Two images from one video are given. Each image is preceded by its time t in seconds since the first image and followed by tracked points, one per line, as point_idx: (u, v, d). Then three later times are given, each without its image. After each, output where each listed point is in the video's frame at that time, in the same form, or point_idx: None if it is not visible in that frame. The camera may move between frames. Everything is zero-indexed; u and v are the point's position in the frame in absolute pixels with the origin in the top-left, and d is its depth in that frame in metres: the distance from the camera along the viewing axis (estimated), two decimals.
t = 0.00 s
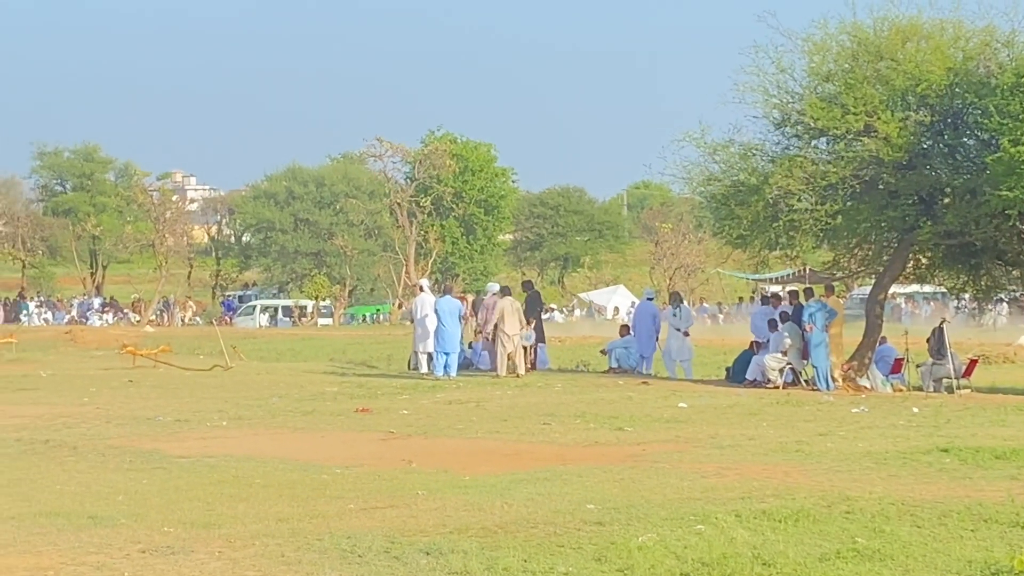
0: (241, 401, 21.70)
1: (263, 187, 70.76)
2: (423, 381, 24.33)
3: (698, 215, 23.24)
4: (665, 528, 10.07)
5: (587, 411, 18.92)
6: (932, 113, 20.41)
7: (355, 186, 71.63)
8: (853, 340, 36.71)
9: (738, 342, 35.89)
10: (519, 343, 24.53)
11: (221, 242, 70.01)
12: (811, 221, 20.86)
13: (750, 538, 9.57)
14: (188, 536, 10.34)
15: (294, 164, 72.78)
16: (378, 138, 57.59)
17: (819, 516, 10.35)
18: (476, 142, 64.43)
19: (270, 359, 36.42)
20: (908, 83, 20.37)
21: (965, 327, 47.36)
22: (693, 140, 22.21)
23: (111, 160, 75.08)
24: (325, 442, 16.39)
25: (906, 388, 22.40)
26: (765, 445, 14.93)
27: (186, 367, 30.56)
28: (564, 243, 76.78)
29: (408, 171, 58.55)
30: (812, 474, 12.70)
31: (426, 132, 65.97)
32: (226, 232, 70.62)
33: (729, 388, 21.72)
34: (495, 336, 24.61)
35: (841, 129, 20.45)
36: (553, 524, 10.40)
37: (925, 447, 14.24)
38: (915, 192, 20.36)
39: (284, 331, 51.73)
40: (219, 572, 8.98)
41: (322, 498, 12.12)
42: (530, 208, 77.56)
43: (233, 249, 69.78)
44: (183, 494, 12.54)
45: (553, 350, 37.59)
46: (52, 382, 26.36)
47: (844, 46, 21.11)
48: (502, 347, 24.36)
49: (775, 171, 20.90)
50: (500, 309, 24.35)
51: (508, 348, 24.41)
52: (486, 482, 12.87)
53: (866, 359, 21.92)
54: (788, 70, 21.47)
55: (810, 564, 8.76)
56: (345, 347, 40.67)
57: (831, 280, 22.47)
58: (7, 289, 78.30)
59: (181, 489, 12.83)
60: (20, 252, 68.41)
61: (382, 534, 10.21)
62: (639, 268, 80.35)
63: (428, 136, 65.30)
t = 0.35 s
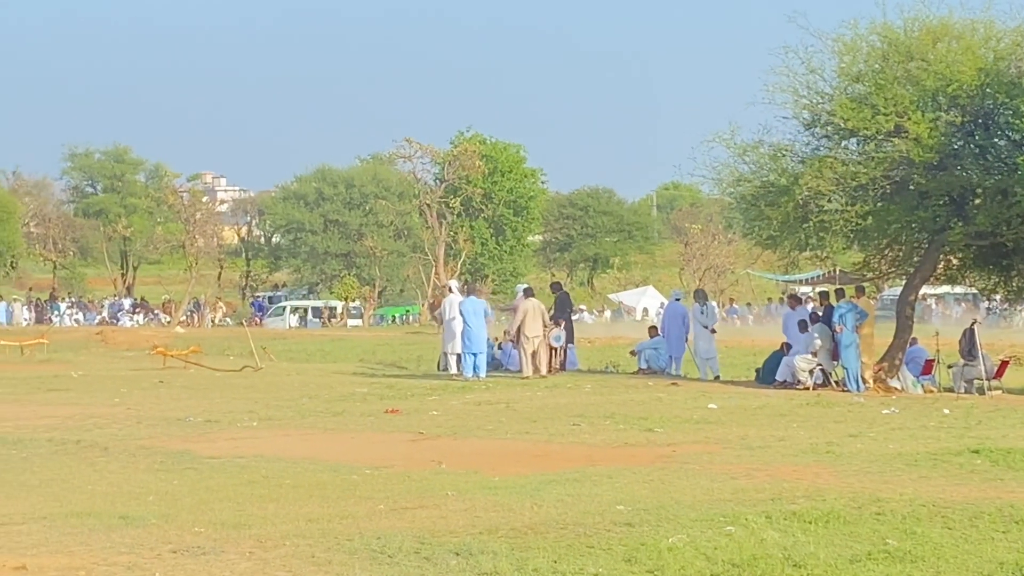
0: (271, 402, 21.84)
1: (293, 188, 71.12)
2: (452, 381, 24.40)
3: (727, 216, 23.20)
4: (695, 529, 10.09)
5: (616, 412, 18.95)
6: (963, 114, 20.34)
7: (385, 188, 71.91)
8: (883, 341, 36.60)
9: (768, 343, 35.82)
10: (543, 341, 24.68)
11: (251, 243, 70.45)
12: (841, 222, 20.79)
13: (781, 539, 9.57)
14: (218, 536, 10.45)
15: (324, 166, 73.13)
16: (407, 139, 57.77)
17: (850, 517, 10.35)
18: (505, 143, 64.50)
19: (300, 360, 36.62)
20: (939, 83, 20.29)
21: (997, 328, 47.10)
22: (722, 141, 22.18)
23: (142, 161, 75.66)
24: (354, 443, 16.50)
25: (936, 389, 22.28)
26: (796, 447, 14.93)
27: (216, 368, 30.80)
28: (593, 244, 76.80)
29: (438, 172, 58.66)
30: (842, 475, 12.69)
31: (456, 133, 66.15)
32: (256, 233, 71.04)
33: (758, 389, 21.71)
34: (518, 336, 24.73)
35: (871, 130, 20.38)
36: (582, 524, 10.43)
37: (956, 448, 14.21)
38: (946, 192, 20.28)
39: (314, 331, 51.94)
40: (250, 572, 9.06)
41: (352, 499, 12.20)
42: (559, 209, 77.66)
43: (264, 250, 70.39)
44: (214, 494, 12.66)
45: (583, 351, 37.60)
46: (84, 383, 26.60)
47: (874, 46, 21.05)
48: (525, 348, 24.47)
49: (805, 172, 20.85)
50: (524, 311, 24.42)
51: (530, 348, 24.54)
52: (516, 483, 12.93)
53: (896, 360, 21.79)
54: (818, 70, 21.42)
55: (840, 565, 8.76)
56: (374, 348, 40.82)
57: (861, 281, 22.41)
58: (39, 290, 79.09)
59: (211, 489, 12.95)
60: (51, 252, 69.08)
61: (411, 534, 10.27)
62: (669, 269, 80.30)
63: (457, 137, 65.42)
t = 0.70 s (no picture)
0: (301, 401, 21.94)
1: (322, 187, 71.40)
2: (481, 381, 24.46)
3: (757, 215, 23.16)
4: (725, 529, 10.10)
5: (646, 411, 18.96)
6: (994, 112, 20.25)
7: (414, 187, 72.08)
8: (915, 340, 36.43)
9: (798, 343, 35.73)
10: (571, 342, 24.65)
11: (280, 242, 70.77)
12: (872, 221, 20.71)
13: (812, 539, 9.58)
14: (249, 534, 10.53)
15: (354, 165, 73.31)
16: (437, 139, 57.87)
17: (880, 517, 10.35)
18: (535, 143, 64.59)
19: (329, 359, 36.76)
20: (970, 82, 20.21)
21: None
22: (752, 140, 22.15)
23: (172, 160, 76.13)
24: (384, 442, 16.57)
25: (967, 388, 22.19)
26: (826, 446, 14.90)
27: (246, 367, 30.96)
28: (623, 243, 76.75)
29: (467, 171, 58.71)
30: (874, 475, 12.67)
31: (486, 132, 66.21)
32: (286, 232, 71.37)
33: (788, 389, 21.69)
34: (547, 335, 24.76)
35: (901, 129, 20.33)
36: (613, 524, 10.46)
37: (987, 448, 14.15)
38: (977, 191, 20.19)
39: (344, 330, 52.11)
40: (280, 571, 9.13)
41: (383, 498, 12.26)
42: (589, 208, 77.61)
43: (293, 250, 70.73)
44: (245, 493, 12.74)
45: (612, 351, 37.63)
46: (115, 382, 26.80)
47: (904, 44, 20.99)
48: (553, 347, 24.50)
49: (835, 171, 20.79)
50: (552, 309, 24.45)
51: (559, 348, 24.56)
52: (545, 482, 12.96)
53: (927, 359, 21.71)
54: (849, 69, 21.37)
55: (870, 565, 8.77)
56: (403, 347, 40.92)
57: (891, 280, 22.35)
58: (71, 289, 79.70)
59: (242, 488, 13.04)
60: (81, 251, 69.72)
61: (441, 533, 10.33)
62: (698, 268, 80.13)
63: (486, 136, 65.50)
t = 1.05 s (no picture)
0: (327, 400, 22.03)
1: (349, 186, 71.60)
2: (506, 380, 24.50)
3: (784, 214, 23.14)
4: (752, 528, 10.09)
5: (673, 409, 18.95)
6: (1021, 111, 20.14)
7: (440, 186, 72.17)
8: (943, 339, 36.28)
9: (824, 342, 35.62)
10: (597, 340, 24.67)
11: (306, 241, 71.05)
12: (898, 220, 20.62)
13: (838, 538, 9.58)
14: (276, 533, 10.60)
15: (380, 164, 73.45)
16: (463, 137, 57.96)
17: (907, 516, 10.32)
18: (561, 142, 64.59)
19: (355, 358, 36.89)
20: (997, 80, 20.10)
21: None
22: (779, 138, 22.14)
23: (198, 160, 76.50)
24: (411, 441, 16.62)
25: (995, 387, 22.08)
26: (853, 445, 14.85)
27: (272, 366, 31.09)
28: (649, 242, 76.65)
29: (494, 170, 58.86)
30: (900, 474, 12.64)
31: (512, 131, 66.25)
32: (312, 231, 71.65)
33: (814, 388, 21.63)
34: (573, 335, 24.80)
35: (928, 127, 20.26)
36: (639, 523, 10.48)
37: (1016, 447, 14.08)
38: (1004, 189, 20.08)
39: (370, 330, 52.26)
40: (306, 569, 9.19)
41: (409, 497, 12.31)
42: (615, 207, 77.58)
43: (319, 248, 71.01)
44: (271, 492, 12.80)
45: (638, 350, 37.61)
46: (142, 380, 26.96)
47: (931, 42, 20.91)
48: (579, 346, 24.53)
49: (862, 170, 20.74)
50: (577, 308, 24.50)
51: (585, 347, 24.59)
52: (571, 481, 12.97)
53: (954, 358, 21.61)
54: (876, 67, 21.31)
55: (898, 565, 8.76)
56: (428, 346, 40.99)
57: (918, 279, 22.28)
58: (98, 288, 80.22)
59: (269, 487, 13.10)
60: (108, 250, 70.36)
61: (467, 532, 10.37)
62: (725, 267, 80.00)
63: (513, 135, 65.56)
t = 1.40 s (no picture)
0: (350, 401, 22.13)
1: (372, 187, 71.68)
2: (529, 381, 24.54)
3: (807, 215, 23.12)
4: (775, 529, 10.12)
5: (696, 411, 18.97)
6: None
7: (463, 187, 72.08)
8: (967, 340, 36.15)
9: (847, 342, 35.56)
10: (620, 341, 24.72)
11: (329, 242, 71.24)
12: (922, 220, 20.56)
13: (862, 538, 9.59)
14: (300, 534, 10.68)
15: (403, 165, 73.49)
16: (485, 138, 57.99)
17: (931, 516, 10.32)
18: (583, 142, 64.49)
19: (378, 359, 37.02)
20: (1021, 80, 20.00)
21: None
22: (802, 138, 22.14)
23: (220, 161, 76.72)
24: (434, 442, 16.69)
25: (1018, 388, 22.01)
26: (876, 446, 14.85)
27: (295, 367, 31.22)
28: (672, 242, 76.53)
29: (516, 171, 58.94)
30: (924, 475, 12.64)
31: (534, 132, 66.24)
32: (335, 232, 71.81)
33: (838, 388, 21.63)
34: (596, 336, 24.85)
35: (951, 127, 20.22)
36: (662, 523, 10.52)
37: None
38: None
39: (392, 330, 52.35)
40: (330, 570, 9.25)
41: (433, 498, 12.38)
42: (638, 208, 77.53)
43: (342, 250, 71.16)
44: (294, 493, 12.89)
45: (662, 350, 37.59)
46: (166, 382, 27.12)
47: (955, 42, 20.85)
48: (602, 347, 24.58)
49: (885, 170, 20.72)
50: (600, 309, 24.55)
51: (608, 348, 24.63)
52: (594, 482, 13.02)
53: (978, 358, 21.54)
54: (899, 67, 21.27)
55: (922, 565, 8.78)
56: (452, 347, 41.05)
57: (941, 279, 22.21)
58: (122, 289, 80.61)
59: (292, 488, 13.19)
60: (132, 252, 70.85)
61: (491, 533, 10.42)
62: (748, 268, 79.86)
63: (535, 135, 65.57)
